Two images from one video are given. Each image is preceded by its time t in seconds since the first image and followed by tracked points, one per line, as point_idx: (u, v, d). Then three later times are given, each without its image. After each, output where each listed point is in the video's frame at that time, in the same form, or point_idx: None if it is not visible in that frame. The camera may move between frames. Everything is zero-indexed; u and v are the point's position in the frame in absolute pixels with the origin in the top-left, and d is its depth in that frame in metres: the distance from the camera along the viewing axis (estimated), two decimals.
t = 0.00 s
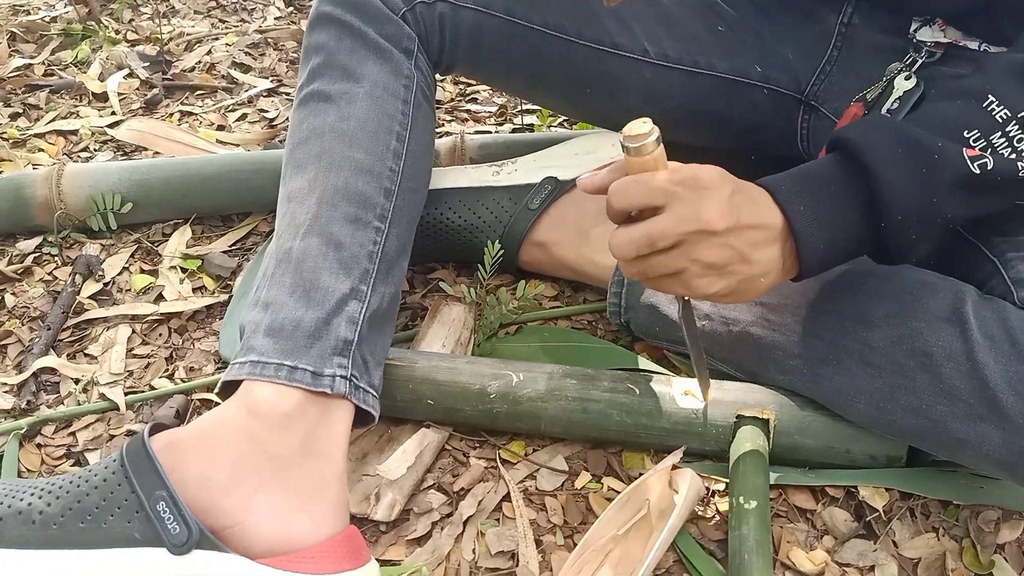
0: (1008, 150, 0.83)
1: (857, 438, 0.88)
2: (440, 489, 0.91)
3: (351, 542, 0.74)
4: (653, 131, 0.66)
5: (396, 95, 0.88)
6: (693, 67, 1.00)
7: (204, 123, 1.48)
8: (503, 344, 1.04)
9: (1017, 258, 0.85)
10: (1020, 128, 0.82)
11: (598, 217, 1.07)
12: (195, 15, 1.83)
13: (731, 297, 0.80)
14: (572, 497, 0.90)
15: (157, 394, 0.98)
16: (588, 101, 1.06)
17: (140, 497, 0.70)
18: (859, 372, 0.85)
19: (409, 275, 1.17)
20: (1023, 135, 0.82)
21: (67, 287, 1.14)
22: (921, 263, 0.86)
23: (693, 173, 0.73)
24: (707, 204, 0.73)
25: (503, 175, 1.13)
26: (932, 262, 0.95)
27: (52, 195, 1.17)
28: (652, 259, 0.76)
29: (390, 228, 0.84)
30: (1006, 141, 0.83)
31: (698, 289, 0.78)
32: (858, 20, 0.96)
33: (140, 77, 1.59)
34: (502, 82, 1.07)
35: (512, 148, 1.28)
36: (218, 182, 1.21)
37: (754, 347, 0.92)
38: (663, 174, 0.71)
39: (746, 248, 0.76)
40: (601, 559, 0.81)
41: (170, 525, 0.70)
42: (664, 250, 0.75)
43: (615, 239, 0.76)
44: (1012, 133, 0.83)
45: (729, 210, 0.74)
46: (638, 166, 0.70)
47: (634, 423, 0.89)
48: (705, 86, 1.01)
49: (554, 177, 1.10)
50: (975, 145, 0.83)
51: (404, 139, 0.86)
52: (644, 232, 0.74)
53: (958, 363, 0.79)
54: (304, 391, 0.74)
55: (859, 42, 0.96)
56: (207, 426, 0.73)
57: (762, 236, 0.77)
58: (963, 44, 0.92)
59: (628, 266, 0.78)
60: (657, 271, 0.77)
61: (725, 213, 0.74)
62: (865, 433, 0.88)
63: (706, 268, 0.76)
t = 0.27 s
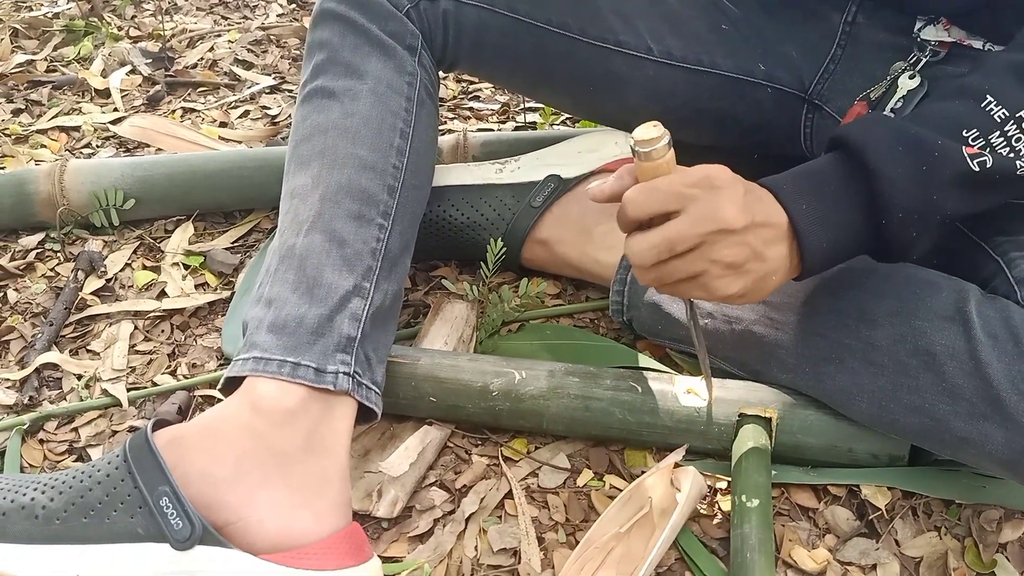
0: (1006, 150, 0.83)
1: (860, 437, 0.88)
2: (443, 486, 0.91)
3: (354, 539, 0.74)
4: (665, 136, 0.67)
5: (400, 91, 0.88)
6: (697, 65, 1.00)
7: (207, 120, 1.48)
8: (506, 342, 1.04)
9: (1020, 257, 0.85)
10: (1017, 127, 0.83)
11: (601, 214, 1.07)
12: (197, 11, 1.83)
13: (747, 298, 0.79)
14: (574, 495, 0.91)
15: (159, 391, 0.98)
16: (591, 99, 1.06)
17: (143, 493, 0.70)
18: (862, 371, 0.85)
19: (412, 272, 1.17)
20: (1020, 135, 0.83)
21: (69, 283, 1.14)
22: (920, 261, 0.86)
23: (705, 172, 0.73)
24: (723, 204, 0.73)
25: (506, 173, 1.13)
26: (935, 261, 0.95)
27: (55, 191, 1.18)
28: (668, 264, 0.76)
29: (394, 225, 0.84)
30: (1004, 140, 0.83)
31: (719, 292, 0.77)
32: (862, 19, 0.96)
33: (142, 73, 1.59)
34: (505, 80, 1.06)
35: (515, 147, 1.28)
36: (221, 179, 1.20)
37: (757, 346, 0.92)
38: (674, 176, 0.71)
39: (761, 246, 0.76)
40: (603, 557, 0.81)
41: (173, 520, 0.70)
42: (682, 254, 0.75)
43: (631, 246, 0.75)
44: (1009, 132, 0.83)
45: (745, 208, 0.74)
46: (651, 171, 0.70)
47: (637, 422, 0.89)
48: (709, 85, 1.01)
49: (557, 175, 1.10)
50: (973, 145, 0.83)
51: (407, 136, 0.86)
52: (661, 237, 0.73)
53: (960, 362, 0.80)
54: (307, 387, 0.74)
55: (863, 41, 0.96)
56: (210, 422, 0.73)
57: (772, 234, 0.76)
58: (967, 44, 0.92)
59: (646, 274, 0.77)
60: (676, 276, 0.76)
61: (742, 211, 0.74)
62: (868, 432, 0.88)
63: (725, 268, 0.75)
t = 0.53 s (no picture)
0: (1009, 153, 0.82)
1: (860, 438, 0.88)
2: (444, 485, 0.91)
3: (355, 536, 0.74)
4: (681, 131, 0.62)
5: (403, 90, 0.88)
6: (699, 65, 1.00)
7: (208, 119, 1.48)
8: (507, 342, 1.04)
9: (1021, 257, 0.85)
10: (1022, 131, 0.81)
11: (602, 214, 1.07)
12: (199, 10, 1.83)
13: (756, 297, 0.78)
14: (575, 494, 0.91)
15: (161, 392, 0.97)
16: (593, 98, 1.07)
17: (146, 489, 0.71)
18: (862, 371, 0.85)
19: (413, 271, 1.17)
20: None
21: (71, 281, 1.14)
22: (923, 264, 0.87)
23: (719, 170, 0.73)
24: (738, 200, 0.72)
25: (508, 172, 1.13)
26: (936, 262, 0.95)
27: (57, 189, 1.18)
28: (681, 261, 0.74)
29: (396, 224, 0.84)
30: (1007, 144, 0.81)
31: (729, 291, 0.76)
32: (864, 19, 0.96)
33: (144, 71, 1.59)
34: (508, 78, 1.06)
35: (518, 147, 1.28)
36: (223, 177, 1.21)
37: (758, 346, 0.92)
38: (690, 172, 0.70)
39: (772, 244, 0.75)
40: (604, 556, 0.82)
41: (176, 516, 0.70)
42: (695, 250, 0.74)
43: (644, 242, 0.74)
44: (1013, 136, 0.81)
45: (758, 205, 0.74)
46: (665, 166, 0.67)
47: (638, 423, 0.89)
48: (711, 85, 1.01)
49: (559, 175, 1.10)
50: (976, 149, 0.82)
51: (410, 134, 0.86)
52: (674, 231, 0.72)
53: (960, 362, 0.80)
54: (310, 385, 0.74)
55: (865, 41, 0.96)
56: (213, 418, 0.73)
57: (782, 233, 0.76)
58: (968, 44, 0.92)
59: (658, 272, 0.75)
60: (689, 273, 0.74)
61: (756, 208, 0.73)
62: (868, 432, 0.88)
63: (738, 265, 0.74)
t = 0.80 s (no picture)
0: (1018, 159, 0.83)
1: (858, 443, 0.88)
2: (443, 488, 0.92)
3: (355, 539, 0.74)
4: (707, 136, 0.62)
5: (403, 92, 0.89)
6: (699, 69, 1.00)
7: (209, 121, 1.49)
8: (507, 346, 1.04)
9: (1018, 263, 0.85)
10: None
11: (602, 218, 1.08)
12: (200, 12, 1.83)
13: (773, 302, 0.79)
14: (574, 498, 0.91)
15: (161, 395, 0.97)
16: (593, 101, 1.07)
17: (146, 492, 0.71)
18: (858, 375, 0.85)
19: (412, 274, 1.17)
20: None
21: (71, 283, 1.14)
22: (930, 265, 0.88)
23: (743, 175, 0.72)
24: (759, 206, 0.72)
25: (507, 175, 1.13)
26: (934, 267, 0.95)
27: (57, 191, 1.18)
28: (701, 266, 0.74)
29: (396, 227, 0.85)
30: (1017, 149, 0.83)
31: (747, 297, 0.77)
32: (862, 23, 0.97)
33: (145, 74, 1.59)
34: (509, 81, 1.07)
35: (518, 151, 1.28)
36: (224, 180, 1.21)
37: (756, 350, 0.92)
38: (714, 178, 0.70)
39: (790, 250, 0.75)
40: (602, 559, 0.82)
41: (175, 520, 0.70)
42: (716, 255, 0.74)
43: (665, 247, 0.74)
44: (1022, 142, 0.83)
45: (778, 211, 0.74)
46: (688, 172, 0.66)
47: (637, 428, 0.90)
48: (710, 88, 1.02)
49: (558, 178, 1.11)
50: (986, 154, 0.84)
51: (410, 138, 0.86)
52: (696, 237, 0.72)
53: (956, 367, 0.80)
54: (309, 388, 0.75)
55: (864, 46, 0.97)
56: (212, 421, 0.73)
57: (799, 238, 0.76)
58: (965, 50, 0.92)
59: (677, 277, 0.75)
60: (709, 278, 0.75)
61: (777, 213, 0.74)
62: (865, 437, 0.88)
63: (758, 270, 0.75)
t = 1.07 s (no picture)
0: None
1: (856, 446, 0.88)
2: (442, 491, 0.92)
3: (354, 541, 0.74)
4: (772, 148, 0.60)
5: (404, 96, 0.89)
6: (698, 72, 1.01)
7: (209, 125, 1.49)
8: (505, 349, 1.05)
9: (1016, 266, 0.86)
10: None
11: (600, 221, 1.08)
12: (200, 16, 1.83)
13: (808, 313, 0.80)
14: (572, 501, 0.91)
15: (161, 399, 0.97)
16: (593, 104, 1.07)
17: (146, 493, 0.71)
18: (855, 378, 0.85)
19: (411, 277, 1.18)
20: None
21: (71, 286, 1.15)
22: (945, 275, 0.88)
23: (799, 190, 0.71)
24: (812, 223, 0.72)
25: (506, 178, 1.13)
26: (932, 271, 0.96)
27: (58, 195, 1.18)
28: (745, 278, 0.74)
29: (396, 230, 0.85)
30: None
31: (781, 309, 0.77)
32: (861, 27, 0.96)
33: (145, 77, 1.60)
34: (509, 84, 1.07)
35: (518, 154, 1.29)
36: (224, 184, 1.21)
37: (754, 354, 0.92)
38: (774, 192, 0.68)
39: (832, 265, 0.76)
40: (601, 561, 0.82)
41: (175, 521, 0.70)
42: (762, 270, 0.73)
43: (710, 259, 0.73)
44: None
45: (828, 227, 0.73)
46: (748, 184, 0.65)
47: (635, 432, 0.90)
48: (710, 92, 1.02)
49: (556, 181, 1.11)
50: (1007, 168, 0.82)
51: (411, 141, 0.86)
52: (747, 249, 0.71)
53: (953, 371, 0.80)
54: (309, 392, 0.75)
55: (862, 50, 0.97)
56: (212, 423, 0.74)
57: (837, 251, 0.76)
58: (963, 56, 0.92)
59: (718, 288, 0.75)
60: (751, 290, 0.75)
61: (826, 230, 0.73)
62: (863, 440, 0.88)
63: (801, 286, 0.75)
